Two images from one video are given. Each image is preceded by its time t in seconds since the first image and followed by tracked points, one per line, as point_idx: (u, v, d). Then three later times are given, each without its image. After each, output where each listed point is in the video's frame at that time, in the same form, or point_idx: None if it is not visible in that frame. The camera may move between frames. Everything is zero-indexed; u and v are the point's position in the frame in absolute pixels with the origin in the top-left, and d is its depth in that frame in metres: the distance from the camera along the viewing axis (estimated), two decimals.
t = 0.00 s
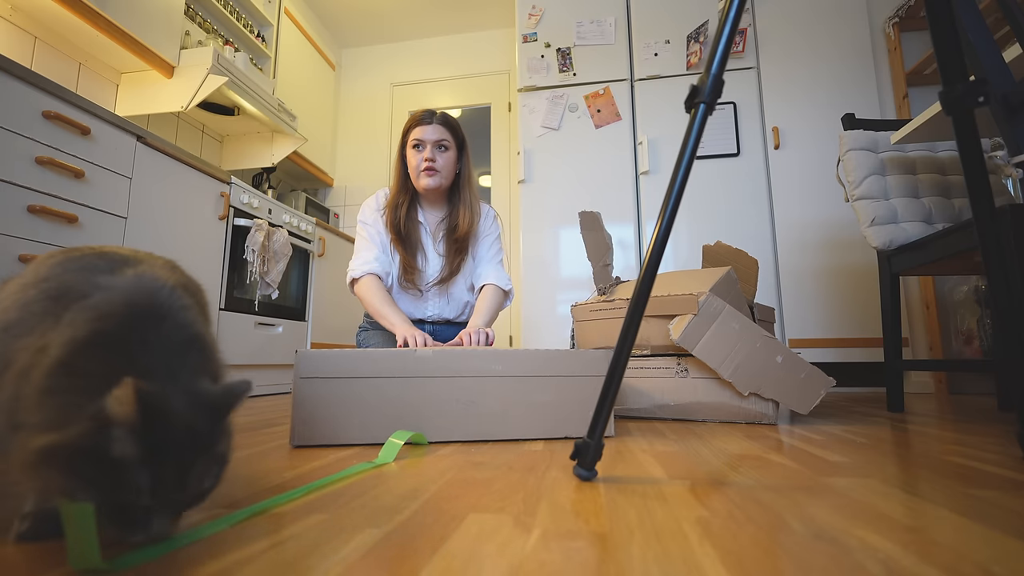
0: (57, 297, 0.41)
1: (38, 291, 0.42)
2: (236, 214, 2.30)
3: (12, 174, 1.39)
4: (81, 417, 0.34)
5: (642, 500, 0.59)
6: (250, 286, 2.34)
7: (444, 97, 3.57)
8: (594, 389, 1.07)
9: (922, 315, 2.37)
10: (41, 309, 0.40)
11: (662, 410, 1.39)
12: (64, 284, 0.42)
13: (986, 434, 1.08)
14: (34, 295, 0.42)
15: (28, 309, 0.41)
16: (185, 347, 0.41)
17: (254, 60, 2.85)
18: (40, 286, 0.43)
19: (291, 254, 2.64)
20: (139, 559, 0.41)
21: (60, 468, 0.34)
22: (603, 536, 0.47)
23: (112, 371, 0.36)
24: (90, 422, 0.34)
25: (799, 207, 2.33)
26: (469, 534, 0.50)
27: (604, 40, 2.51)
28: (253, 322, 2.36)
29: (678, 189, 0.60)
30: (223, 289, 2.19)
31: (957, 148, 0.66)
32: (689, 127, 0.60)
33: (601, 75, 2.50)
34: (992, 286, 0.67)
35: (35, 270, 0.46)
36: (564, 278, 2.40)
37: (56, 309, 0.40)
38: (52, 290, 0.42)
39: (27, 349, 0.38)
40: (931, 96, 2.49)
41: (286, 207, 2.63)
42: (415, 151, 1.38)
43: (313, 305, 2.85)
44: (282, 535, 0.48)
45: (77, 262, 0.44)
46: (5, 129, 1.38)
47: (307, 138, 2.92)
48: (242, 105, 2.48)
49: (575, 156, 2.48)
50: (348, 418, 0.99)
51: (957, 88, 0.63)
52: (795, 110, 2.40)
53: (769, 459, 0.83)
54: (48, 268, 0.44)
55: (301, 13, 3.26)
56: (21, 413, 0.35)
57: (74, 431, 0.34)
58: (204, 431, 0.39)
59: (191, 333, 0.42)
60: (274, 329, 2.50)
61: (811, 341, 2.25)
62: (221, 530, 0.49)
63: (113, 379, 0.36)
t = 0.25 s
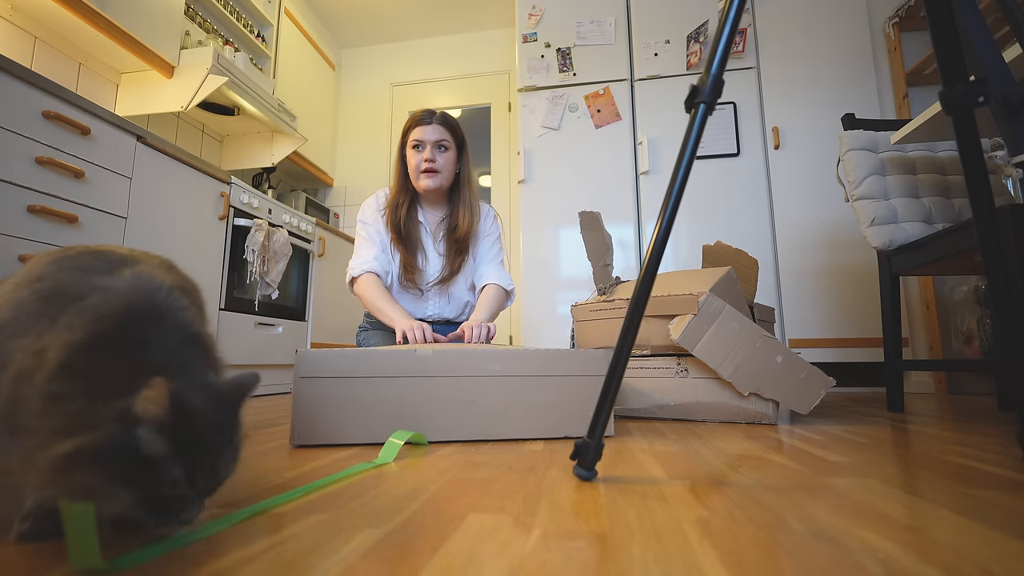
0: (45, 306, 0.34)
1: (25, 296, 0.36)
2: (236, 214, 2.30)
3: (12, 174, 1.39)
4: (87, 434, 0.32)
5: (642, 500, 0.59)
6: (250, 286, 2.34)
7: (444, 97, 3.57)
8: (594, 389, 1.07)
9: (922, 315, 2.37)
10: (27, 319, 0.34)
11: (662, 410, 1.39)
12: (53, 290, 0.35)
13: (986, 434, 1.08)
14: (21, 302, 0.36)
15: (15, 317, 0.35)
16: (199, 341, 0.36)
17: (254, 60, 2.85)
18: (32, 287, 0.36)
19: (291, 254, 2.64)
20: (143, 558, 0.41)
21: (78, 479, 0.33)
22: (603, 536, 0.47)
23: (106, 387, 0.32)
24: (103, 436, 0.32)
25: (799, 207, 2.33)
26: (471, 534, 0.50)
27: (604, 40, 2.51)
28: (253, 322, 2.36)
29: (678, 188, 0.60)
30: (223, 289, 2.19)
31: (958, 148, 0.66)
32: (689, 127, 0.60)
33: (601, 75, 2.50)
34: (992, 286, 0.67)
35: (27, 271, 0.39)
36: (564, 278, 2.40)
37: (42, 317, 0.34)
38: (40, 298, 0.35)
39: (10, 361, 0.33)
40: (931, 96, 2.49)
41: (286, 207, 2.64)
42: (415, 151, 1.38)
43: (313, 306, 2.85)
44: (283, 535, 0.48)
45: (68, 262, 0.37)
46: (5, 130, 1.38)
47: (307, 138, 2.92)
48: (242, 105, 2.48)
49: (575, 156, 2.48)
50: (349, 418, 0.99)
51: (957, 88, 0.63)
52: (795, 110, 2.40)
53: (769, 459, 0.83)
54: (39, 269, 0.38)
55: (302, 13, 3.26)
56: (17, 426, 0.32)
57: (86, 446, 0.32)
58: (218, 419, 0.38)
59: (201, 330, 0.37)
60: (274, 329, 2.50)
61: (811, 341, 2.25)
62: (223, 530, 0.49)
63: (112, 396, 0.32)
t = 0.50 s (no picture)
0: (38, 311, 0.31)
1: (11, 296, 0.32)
2: (236, 214, 2.30)
3: (12, 174, 1.40)
4: (150, 453, 0.31)
5: (642, 500, 0.59)
6: (250, 286, 2.34)
7: (444, 97, 3.57)
8: (594, 389, 1.07)
9: (922, 315, 2.37)
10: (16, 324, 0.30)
11: (662, 410, 1.39)
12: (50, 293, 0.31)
13: (986, 434, 1.08)
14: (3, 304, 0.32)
15: None
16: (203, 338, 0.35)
17: (254, 60, 2.85)
18: (22, 288, 0.32)
19: (291, 254, 2.64)
20: (149, 557, 0.41)
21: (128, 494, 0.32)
22: (603, 536, 0.47)
23: (160, 403, 0.31)
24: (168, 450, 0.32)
25: (799, 207, 2.33)
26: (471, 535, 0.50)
27: (604, 40, 2.51)
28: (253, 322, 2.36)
29: (678, 189, 0.60)
30: (223, 289, 2.19)
31: (957, 148, 0.66)
32: (689, 127, 0.60)
33: (601, 75, 2.50)
34: (992, 287, 0.67)
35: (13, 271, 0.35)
36: (564, 277, 2.40)
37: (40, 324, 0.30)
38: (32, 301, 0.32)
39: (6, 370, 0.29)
40: (931, 96, 2.49)
41: (286, 207, 2.64)
42: (415, 151, 1.37)
43: (313, 305, 2.85)
44: (283, 535, 0.48)
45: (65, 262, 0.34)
46: (5, 130, 1.38)
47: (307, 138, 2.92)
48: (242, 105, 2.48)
49: (575, 156, 2.48)
50: (349, 418, 0.99)
51: (957, 88, 0.63)
52: (794, 111, 2.40)
53: (769, 459, 0.83)
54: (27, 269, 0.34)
55: (302, 13, 3.26)
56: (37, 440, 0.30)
57: (147, 465, 0.31)
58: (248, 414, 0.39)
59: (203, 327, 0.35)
60: (274, 329, 2.51)
61: (811, 341, 2.25)
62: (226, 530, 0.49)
63: (170, 414, 0.32)
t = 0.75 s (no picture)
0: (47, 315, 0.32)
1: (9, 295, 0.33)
2: (236, 214, 2.30)
3: (12, 174, 1.40)
4: (198, 454, 0.36)
5: (642, 500, 0.59)
6: (250, 286, 2.34)
7: (444, 97, 3.57)
8: (594, 389, 1.07)
9: (922, 315, 2.37)
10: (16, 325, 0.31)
11: (662, 410, 1.39)
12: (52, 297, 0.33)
13: (986, 434, 1.08)
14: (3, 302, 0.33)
15: None
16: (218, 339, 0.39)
17: (254, 60, 2.85)
18: (21, 290, 0.34)
19: (291, 254, 2.64)
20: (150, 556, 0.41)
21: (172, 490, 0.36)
22: (603, 536, 0.47)
23: (197, 409, 0.35)
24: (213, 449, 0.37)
25: (799, 207, 2.33)
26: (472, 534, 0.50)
27: (604, 40, 2.51)
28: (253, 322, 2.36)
29: (678, 188, 0.60)
30: (223, 289, 2.19)
31: (958, 148, 0.66)
32: (689, 127, 0.60)
33: (601, 75, 2.50)
34: (992, 287, 0.67)
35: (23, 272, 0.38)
36: (564, 277, 2.40)
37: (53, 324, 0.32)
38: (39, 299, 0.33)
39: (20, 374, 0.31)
40: (931, 96, 2.49)
41: (286, 207, 2.64)
42: (415, 154, 1.37)
43: (313, 305, 2.85)
44: (283, 535, 0.48)
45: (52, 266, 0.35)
46: (6, 130, 1.38)
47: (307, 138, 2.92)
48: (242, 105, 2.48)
49: (575, 156, 2.48)
50: (349, 418, 0.99)
51: (957, 88, 0.63)
52: (795, 110, 2.40)
53: (769, 459, 0.83)
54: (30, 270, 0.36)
55: (302, 13, 3.26)
56: (73, 450, 0.32)
57: (197, 465, 0.36)
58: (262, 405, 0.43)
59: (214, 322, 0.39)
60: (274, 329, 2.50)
61: (811, 341, 2.25)
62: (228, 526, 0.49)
63: (208, 416, 0.36)
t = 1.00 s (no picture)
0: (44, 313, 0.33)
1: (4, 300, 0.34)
2: (236, 214, 2.30)
3: (12, 174, 1.40)
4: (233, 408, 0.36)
5: (642, 500, 0.59)
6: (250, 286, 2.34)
7: (444, 97, 3.57)
8: (594, 389, 1.07)
9: (922, 315, 2.36)
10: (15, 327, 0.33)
11: (662, 410, 1.39)
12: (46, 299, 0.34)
13: (986, 434, 1.08)
14: None
15: None
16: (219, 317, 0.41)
17: (254, 60, 2.85)
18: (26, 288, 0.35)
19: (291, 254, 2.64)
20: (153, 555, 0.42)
21: (222, 466, 0.38)
22: (603, 536, 0.47)
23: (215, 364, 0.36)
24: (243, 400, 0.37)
25: (799, 207, 2.33)
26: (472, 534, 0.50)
27: (604, 40, 2.51)
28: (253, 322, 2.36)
29: (678, 189, 0.60)
30: (223, 289, 2.19)
31: (958, 148, 0.66)
32: (689, 127, 0.60)
33: (601, 75, 2.50)
34: (992, 287, 0.67)
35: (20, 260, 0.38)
36: (564, 277, 2.40)
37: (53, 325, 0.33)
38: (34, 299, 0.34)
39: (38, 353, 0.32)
40: (931, 96, 2.49)
41: (286, 207, 2.64)
42: (416, 158, 1.36)
43: (313, 305, 2.85)
44: (283, 535, 0.48)
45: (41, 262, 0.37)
46: (6, 130, 1.38)
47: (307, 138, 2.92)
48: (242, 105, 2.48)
49: (575, 156, 2.48)
50: (349, 418, 0.99)
51: (957, 88, 0.63)
52: (795, 110, 2.40)
53: (769, 459, 0.83)
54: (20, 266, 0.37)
55: (301, 13, 3.26)
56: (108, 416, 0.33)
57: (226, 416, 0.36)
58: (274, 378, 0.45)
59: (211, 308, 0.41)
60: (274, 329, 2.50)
61: (812, 341, 2.25)
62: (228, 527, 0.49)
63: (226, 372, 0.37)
